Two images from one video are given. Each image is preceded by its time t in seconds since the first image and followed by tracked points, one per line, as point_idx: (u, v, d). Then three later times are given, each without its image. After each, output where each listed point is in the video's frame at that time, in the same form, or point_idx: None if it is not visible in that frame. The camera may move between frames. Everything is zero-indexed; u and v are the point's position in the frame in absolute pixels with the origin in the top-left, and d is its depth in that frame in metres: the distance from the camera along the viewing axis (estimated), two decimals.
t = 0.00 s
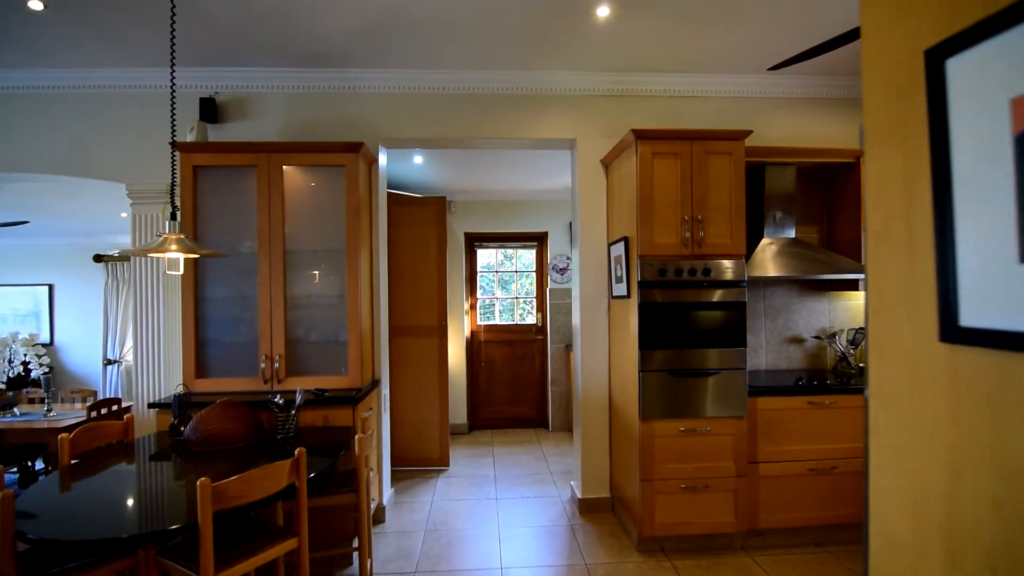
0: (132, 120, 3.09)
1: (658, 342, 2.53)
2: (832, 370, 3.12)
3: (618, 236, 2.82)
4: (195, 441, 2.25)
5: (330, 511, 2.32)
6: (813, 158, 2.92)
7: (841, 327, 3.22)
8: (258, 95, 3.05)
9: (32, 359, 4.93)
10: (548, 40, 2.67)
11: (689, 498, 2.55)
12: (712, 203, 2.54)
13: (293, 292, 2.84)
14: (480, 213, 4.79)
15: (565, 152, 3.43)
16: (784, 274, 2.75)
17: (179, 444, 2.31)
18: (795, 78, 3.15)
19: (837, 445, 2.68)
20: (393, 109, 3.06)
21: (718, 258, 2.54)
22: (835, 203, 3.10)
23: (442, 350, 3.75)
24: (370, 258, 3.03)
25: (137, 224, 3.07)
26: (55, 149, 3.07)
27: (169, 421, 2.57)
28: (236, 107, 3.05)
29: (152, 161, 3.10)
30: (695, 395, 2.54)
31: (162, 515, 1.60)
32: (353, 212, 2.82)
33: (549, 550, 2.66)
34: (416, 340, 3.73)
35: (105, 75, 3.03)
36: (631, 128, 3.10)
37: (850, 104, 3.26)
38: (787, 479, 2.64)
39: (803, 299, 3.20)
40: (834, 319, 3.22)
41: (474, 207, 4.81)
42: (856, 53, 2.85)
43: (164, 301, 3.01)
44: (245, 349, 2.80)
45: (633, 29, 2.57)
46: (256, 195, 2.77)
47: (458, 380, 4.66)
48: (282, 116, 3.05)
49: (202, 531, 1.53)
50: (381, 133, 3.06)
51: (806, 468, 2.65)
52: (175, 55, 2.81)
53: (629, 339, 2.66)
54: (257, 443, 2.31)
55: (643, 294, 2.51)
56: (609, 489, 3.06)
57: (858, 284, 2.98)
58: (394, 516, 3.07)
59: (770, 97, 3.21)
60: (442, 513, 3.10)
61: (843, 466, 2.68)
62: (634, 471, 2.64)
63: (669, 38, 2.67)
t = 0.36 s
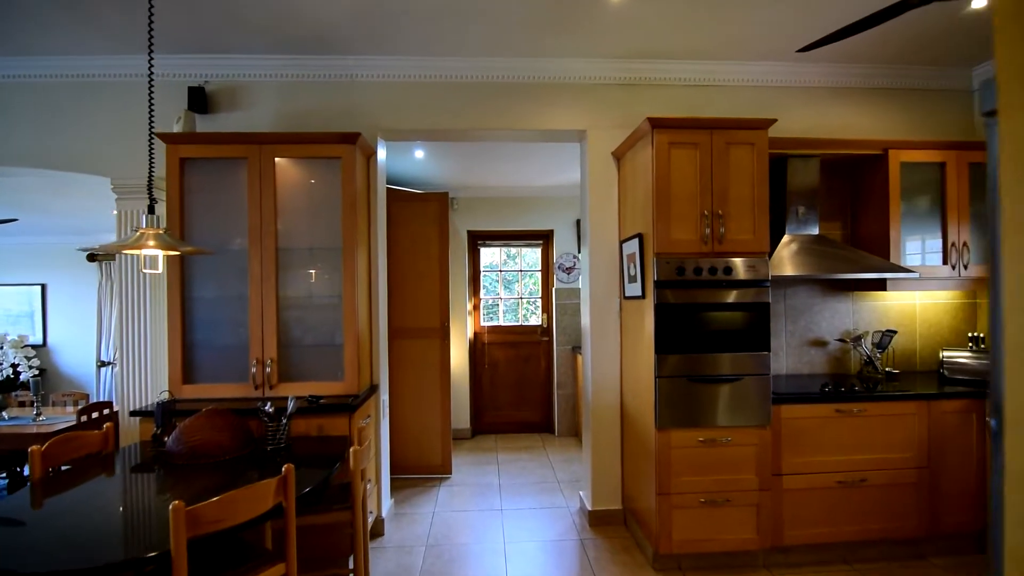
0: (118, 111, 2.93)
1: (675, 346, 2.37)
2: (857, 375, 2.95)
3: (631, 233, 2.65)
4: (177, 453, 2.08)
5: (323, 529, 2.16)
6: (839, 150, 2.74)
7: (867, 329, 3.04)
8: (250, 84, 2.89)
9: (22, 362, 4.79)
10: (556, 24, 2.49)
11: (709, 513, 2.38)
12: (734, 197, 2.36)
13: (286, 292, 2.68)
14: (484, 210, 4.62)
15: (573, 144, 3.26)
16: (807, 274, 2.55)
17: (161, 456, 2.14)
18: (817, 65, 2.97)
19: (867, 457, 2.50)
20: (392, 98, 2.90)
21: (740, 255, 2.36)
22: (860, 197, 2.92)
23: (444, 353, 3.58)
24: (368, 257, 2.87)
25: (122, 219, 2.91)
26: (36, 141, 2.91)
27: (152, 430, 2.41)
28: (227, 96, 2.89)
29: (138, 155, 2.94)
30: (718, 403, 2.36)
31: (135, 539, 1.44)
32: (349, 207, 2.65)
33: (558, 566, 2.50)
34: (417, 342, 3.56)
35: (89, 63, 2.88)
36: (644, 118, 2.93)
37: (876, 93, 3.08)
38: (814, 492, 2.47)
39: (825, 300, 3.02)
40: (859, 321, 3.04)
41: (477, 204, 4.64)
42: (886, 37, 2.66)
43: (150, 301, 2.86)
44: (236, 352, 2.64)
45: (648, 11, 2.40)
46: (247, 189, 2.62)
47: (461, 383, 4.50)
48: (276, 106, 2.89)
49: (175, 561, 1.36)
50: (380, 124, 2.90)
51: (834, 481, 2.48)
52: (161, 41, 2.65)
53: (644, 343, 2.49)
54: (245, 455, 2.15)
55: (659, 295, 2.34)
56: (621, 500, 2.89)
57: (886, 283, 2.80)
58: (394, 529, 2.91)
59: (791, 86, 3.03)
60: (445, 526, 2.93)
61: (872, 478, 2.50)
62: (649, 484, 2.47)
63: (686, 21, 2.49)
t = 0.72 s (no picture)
0: (99, 98, 2.76)
1: (694, 350, 2.20)
2: (882, 379, 2.78)
3: (645, 229, 2.48)
4: (155, 466, 1.90)
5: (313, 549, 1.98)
6: (866, 140, 2.57)
7: (892, 331, 2.87)
8: (239, 70, 2.73)
9: (8, 363, 4.63)
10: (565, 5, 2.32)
11: (730, 529, 2.21)
12: (757, 189, 2.18)
13: (277, 292, 2.51)
14: (486, 207, 4.45)
15: (581, 135, 3.09)
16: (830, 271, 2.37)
17: (139, 469, 1.97)
18: (843, 51, 2.79)
19: (899, 468, 2.31)
20: (390, 86, 2.73)
21: (763, 252, 2.19)
22: (886, 191, 2.75)
23: (444, 355, 3.41)
24: (364, 254, 2.71)
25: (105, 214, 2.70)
26: (12, 131, 2.74)
27: (131, 439, 2.25)
28: (214, 83, 2.73)
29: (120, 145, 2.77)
30: (737, 410, 2.20)
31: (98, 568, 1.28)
32: (344, 201, 2.49)
33: None
34: (416, 344, 3.40)
35: (69, 48, 2.71)
36: (657, 107, 2.76)
37: (904, 81, 2.90)
38: (841, 505, 2.30)
39: (848, 300, 2.86)
40: (884, 322, 2.87)
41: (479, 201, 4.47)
42: (921, 19, 2.47)
43: (134, 301, 2.69)
44: (223, 355, 2.48)
45: None
46: (235, 181, 2.45)
47: (462, 386, 4.34)
48: (266, 94, 2.72)
49: None
50: (376, 112, 2.73)
51: (863, 494, 2.30)
52: (143, 23, 2.48)
53: (659, 346, 2.32)
54: (230, 468, 1.99)
55: (677, 294, 2.17)
56: (633, 513, 2.72)
57: (915, 282, 2.63)
58: (392, 543, 2.74)
59: (815, 74, 2.84)
60: (446, 539, 2.76)
61: (905, 491, 2.31)
62: (665, 497, 2.30)
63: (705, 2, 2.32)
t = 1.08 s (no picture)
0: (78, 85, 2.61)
1: (710, 352, 2.04)
2: (905, 382, 2.64)
3: (655, 223, 2.33)
4: (127, 478, 1.75)
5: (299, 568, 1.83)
6: (889, 129, 2.41)
7: (915, 331, 2.72)
8: (226, 55, 2.58)
9: None
10: None
11: (748, 543, 2.06)
12: (777, 178, 2.04)
13: (264, 290, 2.37)
14: (485, 204, 4.29)
15: (586, 126, 2.95)
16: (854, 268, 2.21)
17: (112, 480, 1.82)
18: (865, 36, 2.61)
19: (927, 477, 2.16)
20: (385, 72, 2.59)
21: (784, 246, 2.04)
22: (907, 183, 2.60)
23: (443, 357, 3.26)
24: (357, 250, 2.56)
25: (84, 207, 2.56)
26: None
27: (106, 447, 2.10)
28: (200, 69, 2.58)
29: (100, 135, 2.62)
30: (757, 416, 2.05)
31: None
32: (335, 194, 2.34)
33: None
34: (414, 345, 3.25)
35: (46, 32, 2.56)
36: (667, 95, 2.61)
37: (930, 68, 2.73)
38: (865, 517, 2.15)
39: (867, 299, 2.71)
40: (906, 322, 2.72)
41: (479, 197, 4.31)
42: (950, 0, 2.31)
43: (114, 300, 2.55)
44: (206, 357, 2.33)
45: None
46: (219, 172, 2.30)
47: (462, 389, 4.19)
48: (254, 81, 2.58)
49: None
50: (370, 100, 2.59)
51: (888, 505, 2.15)
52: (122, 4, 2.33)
53: (672, 347, 2.17)
54: (211, 480, 1.84)
55: (693, 292, 2.02)
56: (642, 524, 2.57)
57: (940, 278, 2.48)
58: (387, 555, 2.59)
59: (834, 60, 2.68)
60: (445, 551, 2.61)
61: (933, 501, 2.16)
62: (678, 508, 2.15)
63: None
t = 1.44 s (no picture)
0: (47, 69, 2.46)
1: (720, 355, 1.91)
2: (922, 385, 2.50)
3: (660, 217, 2.19)
4: (87, 494, 1.60)
5: None
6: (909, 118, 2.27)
7: (932, 332, 2.58)
8: (205, 39, 2.43)
9: None
10: None
11: (762, 559, 1.92)
12: (793, 168, 1.90)
13: (244, 288, 2.22)
14: (482, 200, 4.15)
15: (587, 116, 2.80)
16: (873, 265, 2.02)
17: (70, 496, 1.66)
18: (893, 24, 2.42)
19: (950, 487, 2.00)
20: (373, 57, 2.44)
21: (800, 241, 1.90)
22: (926, 178, 2.41)
23: (437, 359, 3.12)
24: (344, 246, 2.41)
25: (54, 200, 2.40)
26: None
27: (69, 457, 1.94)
28: (177, 53, 2.43)
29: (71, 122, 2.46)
30: (770, 424, 1.91)
31: None
32: (320, 185, 2.19)
33: None
34: (406, 346, 3.10)
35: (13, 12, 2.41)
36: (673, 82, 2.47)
37: (967, 60, 2.49)
38: (887, 530, 2.00)
39: (882, 297, 2.57)
40: (923, 322, 2.58)
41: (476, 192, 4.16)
42: None
43: (85, 298, 2.39)
44: (182, 360, 2.18)
45: None
46: (196, 161, 2.15)
47: (457, 392, 4.05)
48: (235, 66, 2.43)
49: None
50: (358, 87, 2.43)
51: (911, 517, 2.00)
52: None
53: (679, 349, 2.03)
54: (180, 493, 1.70)
55: (702, 289, 1.88)
56: (646, 535, 2.42)
57: (961, 275, 2.29)
58: (376, 570, 2.43)
59: (858, 49, 2.46)
60: (437, 564, 2.46)
61: (957, 513, 2.00)
62: (687, 521, 2.01)
63: None
